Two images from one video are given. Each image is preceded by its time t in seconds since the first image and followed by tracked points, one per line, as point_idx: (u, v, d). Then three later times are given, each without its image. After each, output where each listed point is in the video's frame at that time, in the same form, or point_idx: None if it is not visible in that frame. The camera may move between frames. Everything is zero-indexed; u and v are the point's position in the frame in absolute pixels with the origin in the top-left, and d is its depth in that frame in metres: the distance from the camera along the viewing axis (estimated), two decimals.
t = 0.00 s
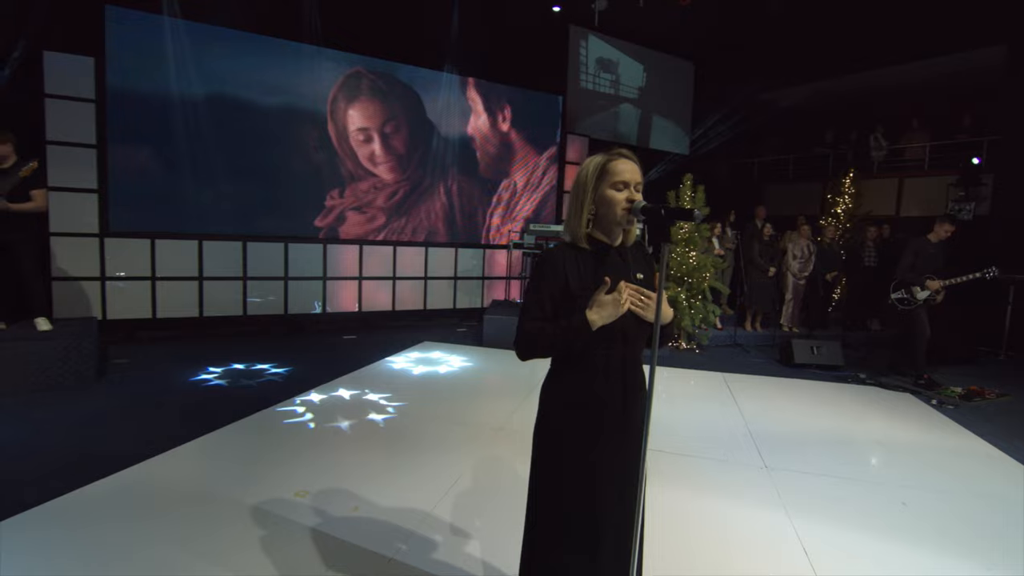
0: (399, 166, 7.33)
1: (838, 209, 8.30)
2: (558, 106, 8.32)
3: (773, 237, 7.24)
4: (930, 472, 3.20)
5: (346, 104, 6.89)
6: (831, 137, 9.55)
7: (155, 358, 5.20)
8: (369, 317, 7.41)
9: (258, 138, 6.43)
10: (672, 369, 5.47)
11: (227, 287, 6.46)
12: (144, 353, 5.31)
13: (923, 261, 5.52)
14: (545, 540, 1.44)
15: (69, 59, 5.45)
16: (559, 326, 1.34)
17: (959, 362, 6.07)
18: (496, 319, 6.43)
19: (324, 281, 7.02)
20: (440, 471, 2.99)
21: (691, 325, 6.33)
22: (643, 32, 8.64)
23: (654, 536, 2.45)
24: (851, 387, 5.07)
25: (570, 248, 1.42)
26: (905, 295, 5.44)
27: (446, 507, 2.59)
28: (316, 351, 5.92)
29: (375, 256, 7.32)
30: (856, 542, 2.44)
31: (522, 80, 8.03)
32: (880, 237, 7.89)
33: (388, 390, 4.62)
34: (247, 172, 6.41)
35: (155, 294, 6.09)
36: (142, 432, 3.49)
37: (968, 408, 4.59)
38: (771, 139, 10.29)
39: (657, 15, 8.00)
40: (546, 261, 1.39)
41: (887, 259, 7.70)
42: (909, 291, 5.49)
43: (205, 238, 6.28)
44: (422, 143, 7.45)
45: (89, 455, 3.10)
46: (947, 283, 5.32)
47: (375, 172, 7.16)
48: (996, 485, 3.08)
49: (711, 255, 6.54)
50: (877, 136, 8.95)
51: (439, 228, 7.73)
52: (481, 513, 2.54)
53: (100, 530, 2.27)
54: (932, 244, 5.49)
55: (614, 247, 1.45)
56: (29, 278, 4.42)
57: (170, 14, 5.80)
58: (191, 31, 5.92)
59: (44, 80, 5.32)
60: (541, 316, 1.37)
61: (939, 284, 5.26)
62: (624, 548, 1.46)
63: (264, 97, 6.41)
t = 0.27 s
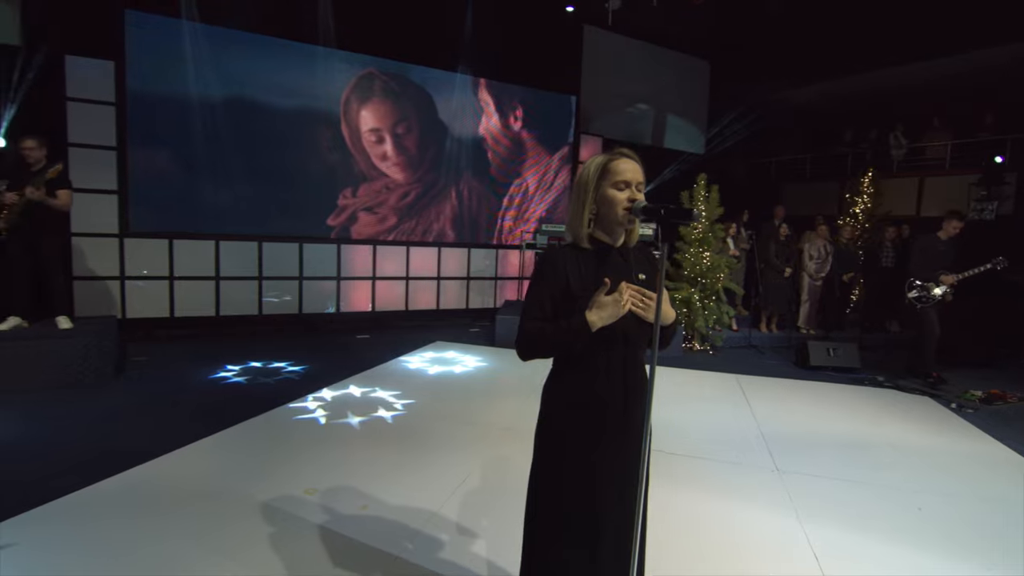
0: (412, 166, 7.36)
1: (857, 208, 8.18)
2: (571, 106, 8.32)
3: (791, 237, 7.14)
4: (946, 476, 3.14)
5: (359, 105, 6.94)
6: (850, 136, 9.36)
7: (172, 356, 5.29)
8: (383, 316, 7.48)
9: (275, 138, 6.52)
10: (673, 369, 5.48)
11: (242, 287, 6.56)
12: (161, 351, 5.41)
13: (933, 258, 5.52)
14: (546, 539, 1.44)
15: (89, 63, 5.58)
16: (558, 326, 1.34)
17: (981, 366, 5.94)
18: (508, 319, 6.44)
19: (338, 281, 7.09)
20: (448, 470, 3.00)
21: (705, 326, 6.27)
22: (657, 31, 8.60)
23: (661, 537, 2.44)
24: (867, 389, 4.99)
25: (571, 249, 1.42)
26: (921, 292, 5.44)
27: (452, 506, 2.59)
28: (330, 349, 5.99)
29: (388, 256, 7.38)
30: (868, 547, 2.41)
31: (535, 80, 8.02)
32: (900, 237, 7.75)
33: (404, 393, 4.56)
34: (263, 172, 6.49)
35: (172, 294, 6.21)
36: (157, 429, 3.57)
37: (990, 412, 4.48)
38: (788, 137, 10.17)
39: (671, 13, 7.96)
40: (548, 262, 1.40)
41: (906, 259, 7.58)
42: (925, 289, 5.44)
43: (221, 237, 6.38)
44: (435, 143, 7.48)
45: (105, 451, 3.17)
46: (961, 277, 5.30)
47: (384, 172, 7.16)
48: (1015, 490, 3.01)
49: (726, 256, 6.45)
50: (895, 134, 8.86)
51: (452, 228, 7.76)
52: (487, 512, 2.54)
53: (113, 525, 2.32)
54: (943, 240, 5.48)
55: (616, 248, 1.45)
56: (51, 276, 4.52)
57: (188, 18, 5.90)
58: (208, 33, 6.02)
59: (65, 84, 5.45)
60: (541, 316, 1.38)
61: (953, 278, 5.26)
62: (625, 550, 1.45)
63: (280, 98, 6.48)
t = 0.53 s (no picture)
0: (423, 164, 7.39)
1: (872, 208, 8.09)
2: (582, 106, 8.33)
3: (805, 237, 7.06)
4: (960, 480, 3.09)
5: (374, 103, 7.00)
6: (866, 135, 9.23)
7: (186, 354, 5.36)
8: (393, 316, 7.53)
9: (288, 139, 6.58)
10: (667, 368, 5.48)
11: (255, 287, 6.64)
12: (175, 350, 5.49)
13: (943, 258, 5.52)
14: (547, 538, 1.44)
15: (107, 66, 5.69)
16: (558, 326, 1.34)
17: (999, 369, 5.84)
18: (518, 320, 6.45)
19: (349, 281, 7.15)
20: (455, 469, 3.01)
21: (716, 326, 6.22)
22: (669, 30, 8.59)
23: (668, 538, 2.43)
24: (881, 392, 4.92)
25: (573, 249, 1.42)
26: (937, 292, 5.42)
27: (459, 505, 2.60)
28: (341, 348, 6.05)
29: (399, 256, 7.42)
30: (880, 552, 2.37)
31: (547, 80, 8.03)
32: (917, 237, 7.64)
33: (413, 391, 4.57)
34: (275, 173, 6.57)
35: (186, 293, 6.29)
36: (171, 425, 3.63)
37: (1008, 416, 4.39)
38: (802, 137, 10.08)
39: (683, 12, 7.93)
40: (548, 262, 1.40)
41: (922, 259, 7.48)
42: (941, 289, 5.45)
43: (236, 237, 6.46)
44: (446, 144, 7.51)
45: (119, 447, 3.24)
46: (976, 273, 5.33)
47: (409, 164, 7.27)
48: None
49: (738, 257, 6.38)
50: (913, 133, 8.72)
51: (463, 229, 7.79)
52: (494, 512, 2.54)
53: (124, 519, 2.37)
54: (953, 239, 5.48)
55: (618, 248, 1.44)
56: (69, 276, 4.61)
57: (204, 21, 5.99)
58: (223, 37, 6.10)
59: (82, 88, 5.58)
60: (542, 316, 1.39)
61: (968, 275, 5.29)
62: (628, 553, 1.44)
63: (293, 100, 6.55)
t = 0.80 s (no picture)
0: (434, 163, 7.44)
1: (889, 208, 7.97)
2: (595, 106, 8.31)
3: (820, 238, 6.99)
4: (976, 485, 3.04)
5: (379, 102, 7.02)
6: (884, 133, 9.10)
7: (202, 353, 5.45)
8: (406, 316, 7.58)
9: (303, 140, 6.66)
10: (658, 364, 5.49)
11: (270, 286, 6.73)
12: (191, 348, 5.58)
13: (956, 257, 5.43)
14: (548, 540, 1.45)
15: (126, 69, 5.81)
16: (558, 326, 1.35)
17: (1020, 371, 5.73)
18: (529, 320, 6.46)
19: (362, 281, 7.22)
20: (463, 469, 3.02)
21: (729, 328, 6.18)
22: (682, 30, 8.56)
23: (674, 540, 2.42)
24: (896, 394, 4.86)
25: (573, 249, 1.42)
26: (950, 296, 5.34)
27: (466, 504, 2.62)
28: (354, 347, 6.12)
29: (411, 256, 7.48)
30: (891, 557, 2.34)
31: (559, 80, 8.04)
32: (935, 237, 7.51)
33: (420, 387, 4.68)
34: (290, 174, 6.64)
35: (202, 292, 6.39)
36: (186, 422, 3.71)
37: None
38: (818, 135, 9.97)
39: (697, 11, 7.90)
40: (548, 261, 1.41)
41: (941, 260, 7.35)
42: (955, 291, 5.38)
43: (251, 238, 6.55)
44: (457, 144, 7.55)
45: (135, 443, 3.31)
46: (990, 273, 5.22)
47: (417, 160, 7.30)
48: None
49: (751, 257, 6.32)
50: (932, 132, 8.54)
51: (475, 229, 7.83)
52: (501, 512, 2.55)
53: (138, 514, 2.42)
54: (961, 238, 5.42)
55: (618, 249, 1.44)
56: (89, 275, 4.72)
57: (221, 25, 6.09)
58: (239, 40, 6.20)
59: (102, 91, 5.70)
60: (543, 316, 1.39)
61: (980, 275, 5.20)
62: (628, 555, 1.44)
63: (308, 101, 6.62)
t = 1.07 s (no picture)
0: (440, 166, 7.44)
1: (906, 207, 7.86)
2: (607, 106, 8.29)
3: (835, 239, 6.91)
4: (989, 489, 2.99)
5: (383, 107, 7.03)
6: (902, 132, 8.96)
7: (215, 352, 5.53)
8: (417, 315, 7.62)
9: (316, 141, 6.71)
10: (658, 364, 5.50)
11: (283, 286, 6.81)
12: (206, 347, 5.66)
13: (966, 259, 5.36)
14: (547, 539, 1.45)
15: (143, 73, 5.93)
16: (559, 325, 1.35)
17: None
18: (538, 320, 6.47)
19: (373, 281, 7.28)
20: (469, 468, 3.03)
21: (742, 329, 6.12)
22: (695, 28, 8.51)
23: (680, 544, 2.40)
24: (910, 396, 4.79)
25: (574, 249, 1.43)
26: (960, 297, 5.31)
27: (471, 502, 2.64)
28: (365, 346, 6.18)
29: (422, 256, 7.53)
30: (901, 563, 2.30)
31: (570, 80, 8.03)
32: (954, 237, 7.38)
33: (427, 385, 4.76)
34: (304, 174, 6.69)
35: (217, 292, 6.49)
36: (198, 419, 3.77)
37: None
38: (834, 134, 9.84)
39: (709, 9, 7.85)
40: (549, 261, 1.41)
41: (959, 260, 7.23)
42: (966, 292, 5.34)
43: (265, 238, 6.63)
44: (470, 142, 7.57)
45: (149, 439, 3.37)
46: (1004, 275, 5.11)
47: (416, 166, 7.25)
48: None
49: (764, 258, 6.26)
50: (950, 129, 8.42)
51: (486, 230, 7.82)
52: (506, 512, 2.56)
53: (149, 509, 2.47)
54: (970, 239, 5.36)
55: (618, 249, 1.45)
56: (105, 275, 4.80)
57: (235, 28, 6.17)
58: (254, 42, 6.28)
59: (120, 94, 5.82)
60: (543, 316, 1.39)
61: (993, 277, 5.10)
62: (629, 553, 1.44)
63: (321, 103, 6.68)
